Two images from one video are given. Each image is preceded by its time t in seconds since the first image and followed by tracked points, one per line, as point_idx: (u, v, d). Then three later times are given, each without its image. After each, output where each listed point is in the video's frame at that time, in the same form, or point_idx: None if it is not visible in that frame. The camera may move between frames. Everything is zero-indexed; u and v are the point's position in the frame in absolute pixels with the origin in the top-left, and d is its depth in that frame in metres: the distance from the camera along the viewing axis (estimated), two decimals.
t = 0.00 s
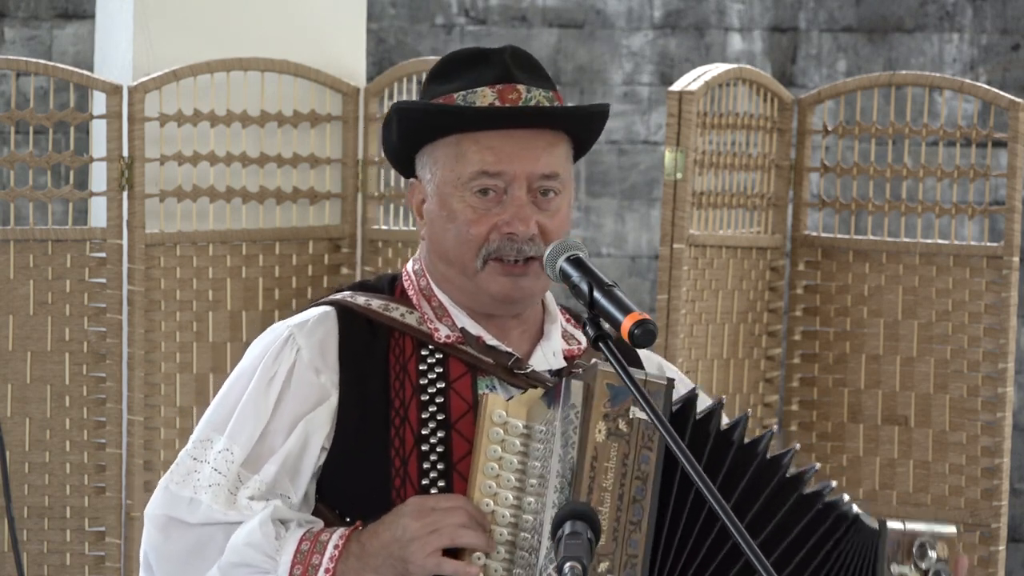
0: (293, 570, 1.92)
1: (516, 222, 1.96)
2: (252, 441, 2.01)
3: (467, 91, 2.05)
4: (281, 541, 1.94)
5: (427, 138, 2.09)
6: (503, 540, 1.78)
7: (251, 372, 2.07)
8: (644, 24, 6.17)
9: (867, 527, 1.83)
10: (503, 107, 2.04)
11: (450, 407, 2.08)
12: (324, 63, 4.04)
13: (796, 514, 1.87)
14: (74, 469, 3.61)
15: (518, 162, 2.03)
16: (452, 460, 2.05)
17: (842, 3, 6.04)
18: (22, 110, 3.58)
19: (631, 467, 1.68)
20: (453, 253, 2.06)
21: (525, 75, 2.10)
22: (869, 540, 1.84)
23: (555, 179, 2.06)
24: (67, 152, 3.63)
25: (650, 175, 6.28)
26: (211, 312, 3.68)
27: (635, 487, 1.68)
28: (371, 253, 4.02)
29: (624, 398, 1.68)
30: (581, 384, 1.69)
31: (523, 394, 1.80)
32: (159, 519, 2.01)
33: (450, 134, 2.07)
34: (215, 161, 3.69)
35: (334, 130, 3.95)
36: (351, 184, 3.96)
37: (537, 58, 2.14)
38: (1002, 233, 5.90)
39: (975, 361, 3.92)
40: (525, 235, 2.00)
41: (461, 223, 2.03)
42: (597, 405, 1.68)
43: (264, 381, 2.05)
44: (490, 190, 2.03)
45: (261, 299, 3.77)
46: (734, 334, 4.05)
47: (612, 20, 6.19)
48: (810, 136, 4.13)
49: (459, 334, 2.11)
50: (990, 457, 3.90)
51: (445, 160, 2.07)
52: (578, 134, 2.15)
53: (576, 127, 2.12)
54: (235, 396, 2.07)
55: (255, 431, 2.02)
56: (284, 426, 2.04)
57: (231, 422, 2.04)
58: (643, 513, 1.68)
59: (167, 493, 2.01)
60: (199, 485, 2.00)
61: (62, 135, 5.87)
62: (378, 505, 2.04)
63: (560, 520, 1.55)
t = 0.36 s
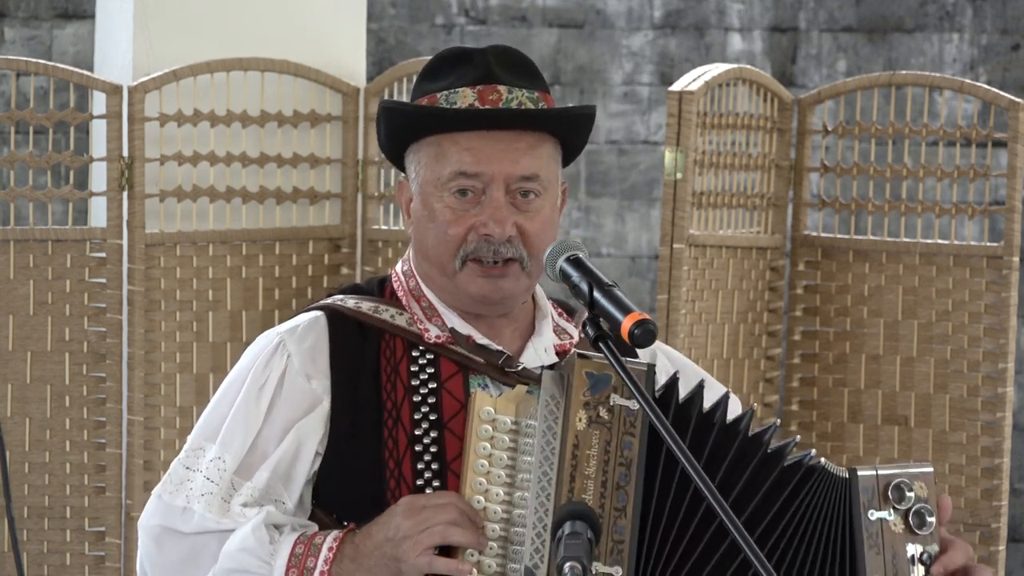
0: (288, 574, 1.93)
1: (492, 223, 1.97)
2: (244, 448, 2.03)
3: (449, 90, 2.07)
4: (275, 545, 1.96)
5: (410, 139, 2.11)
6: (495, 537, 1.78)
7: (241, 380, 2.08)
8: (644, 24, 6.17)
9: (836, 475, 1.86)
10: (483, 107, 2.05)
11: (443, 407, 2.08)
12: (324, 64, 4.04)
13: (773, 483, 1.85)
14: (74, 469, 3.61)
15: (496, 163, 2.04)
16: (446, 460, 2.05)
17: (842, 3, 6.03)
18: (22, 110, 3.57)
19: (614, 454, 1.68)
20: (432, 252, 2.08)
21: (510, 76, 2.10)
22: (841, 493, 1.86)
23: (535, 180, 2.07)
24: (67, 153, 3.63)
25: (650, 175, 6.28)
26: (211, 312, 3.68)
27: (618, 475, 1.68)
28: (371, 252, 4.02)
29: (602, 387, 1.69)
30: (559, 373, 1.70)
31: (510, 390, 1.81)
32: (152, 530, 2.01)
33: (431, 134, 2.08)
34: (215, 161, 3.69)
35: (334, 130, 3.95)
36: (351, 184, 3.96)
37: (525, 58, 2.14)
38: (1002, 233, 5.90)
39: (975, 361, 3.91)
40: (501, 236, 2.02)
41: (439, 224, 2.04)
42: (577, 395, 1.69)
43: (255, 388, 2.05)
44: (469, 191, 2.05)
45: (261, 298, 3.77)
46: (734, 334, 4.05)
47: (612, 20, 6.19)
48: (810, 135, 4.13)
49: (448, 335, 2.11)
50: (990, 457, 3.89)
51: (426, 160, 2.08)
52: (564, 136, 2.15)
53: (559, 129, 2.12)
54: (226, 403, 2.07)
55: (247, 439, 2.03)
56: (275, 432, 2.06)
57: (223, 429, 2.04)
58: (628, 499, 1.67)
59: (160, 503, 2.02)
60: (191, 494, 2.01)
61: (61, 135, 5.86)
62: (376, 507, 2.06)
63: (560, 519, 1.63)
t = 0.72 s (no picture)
0: None
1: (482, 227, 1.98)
2: (240, 453, 2.03)
3: (447, 94, 2.07)
4: (268, 549, 1.95)
5: (408, 141, 2.12)
6: (488, 542, 1.77)
7: (238, 384, 2.08)
8: (644, 24, 6.17)
9: (814, 471, 1.87)
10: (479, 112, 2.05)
11: (439, 412, 2.07)
12: (324, 63, 4.04)
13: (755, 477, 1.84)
14: (74, 469, 3.61)
15: (488, 168, 2.04)
16: (440, 465, 2.04)
17: (842, 3, 6.04)
18: (22, 110, 3.58)
19: (606, 463, 1.68)
20: (424, 256, 2.09)
21: (510, 81, 2.10)
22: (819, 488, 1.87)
23: (528, 186, 2.06)
24: (67, 152, 3.63)
25: (650, 175, 6.28)
26: (211, 312, 3.68)
27: (610, 485, 1.68)
28: (371, 252, 4.02)
29: (597, 397, 1.69)
30: (555, 383, 1.69)
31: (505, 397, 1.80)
32: (148, 533, 2.02)
33: (427, 137, 2.08)
34: (215, 161, 3.69)
35: (334, 130, 3.95)
36: (351, 184, 3.96)
37: (527, 62, 2.13)
38: (1002, 233, 5.90)
39: (975, 361, 3.91)
40: (491, 242, 2.03)
41: (431, 227, 2.05)
42: (571, 403, 1.68)
43: (252, 392, 2.06)
44: (461, 195, 2.05)
45: (261, 299, 3.77)
46: (734, 334, 4.05)
47: (612, 20, 6.19)
48: (810, 136, 4.13)
49: (445, 340, 2.11)
50: (990, 457, 3.89)
51: (421, 162, 2.09)
52: (562, 142, 2.14)
53: (557, 135, 2.11)
54: (223, 407, 2.08)
55: (243, 443, 2.04)
56: (272, 436, 2.07)
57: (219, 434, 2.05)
58: (620, 509, 1.68)
59: (156, 507, 2.02)
60: (187, 498, 2.02)
61: (61, 135, 5.87)
62: (372, 512, 2.06)
63: (559, 519, 1.63)
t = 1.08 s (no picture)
0: None
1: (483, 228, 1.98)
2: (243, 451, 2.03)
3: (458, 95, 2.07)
4: (266, 548, 1.94)
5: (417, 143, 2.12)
6: (484, 551, 1.80)
7: (241, 383, 2.08)
8: (644, 24, 6.17)
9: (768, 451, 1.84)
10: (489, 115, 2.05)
11: (442, 419, 2.08)
12: (324, 64, 4.04)
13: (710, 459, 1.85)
14: (74, 469, 3.61)
15: (494, 171, 2.04)
16: (442, 472, 2.05)
17: (841, 3, 6.04)
18: (21, 110, 3.57)
19: (600, 476, 1.73)
20: (427, 256, 2.09)
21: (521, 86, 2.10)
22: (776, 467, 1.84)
23: (533, 192, 2.06)
24: (67, 152, 3.63)
25: (649, 175, 6.28)
26: (211, 312, 3.68)
27: (603, 497, 1.72)
28: (371, 252, 4.02)
29: (592, 409, 1.74)
30: (551, 395, 1.74)
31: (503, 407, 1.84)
32: (145, 529, 2.00)
33: (436, 138, 2.09)
34: (215, 161, 3.69)
35: (334, 130, 3.95)
36: (352, 184, 3.96)
37: (538, 69, 2.13)
38: (1002, 233, 5.90)
39: (975, 361, 3.91)
40: (493, 245, 2.03)
41: (435, 227, 2.05)
42: (567, 416, 1.74)
43: (256, 390, 2.06)
44: (466, 197, 2.05)
45: (261, 299, 3.77)
46: (734, 334, 4.05)
47: (612, 20, 6.19)
48: (810, 136, 4.13)
49: (449, 346, 2.13)
50: (990, 457, 3.89)
51: (429, 162, 2.10)
52: (570, 151, 2.14)
53: (566, 143, 2.12)
54: (226, 404, 2.07)
55: (245, 441, 2.03)
56: (274, 436, 2.06)
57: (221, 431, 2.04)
58: (613, 521, 1.71)
59: (154, 503, 2.01)
60: (187, 495, 2.00)
61: (61, 135, 5.86)
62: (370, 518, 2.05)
63: (560, 519, 1.70)
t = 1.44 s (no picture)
0: (282, 564, 1.91)
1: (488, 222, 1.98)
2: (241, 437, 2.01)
3: (453, 87, 2.07)
4: (270, 535, 1.93)
5: (414, 136, 2.11)
6: (498, 543, 1.76)
7: (239, 368, 2.07)
8: (644, 24, 6.18)
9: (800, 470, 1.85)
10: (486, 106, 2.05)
11: (441, 405, 2.07)
12: (324, 64, 4.04)
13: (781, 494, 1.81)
14: (74, 469, 3.61)
15: (495, 163, 2.04)
16: (443, 459, 2.04)
17: (842, 4, 6.04)
18: (22, 110, 3.57)
19: (635, 477, 1.66)
20: (428, 250, 2.08)
21: (513, 76, 2.10)
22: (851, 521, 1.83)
23: (533, 183, 2.07)
24: (67, 152, 3.63)
25: (650, 175, 6.28)
26: (211, 312, 3.68)
27: (639, 499, 1.67)
28: (371, 252, 4.03)
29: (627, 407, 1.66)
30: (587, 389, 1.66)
31: (516, 396, 1.79)
32: (148, 515, 1.99)
33: (435, 131, 2.08)
34: (215, 161, 3.69)
35: (334, 130, 3.95)
36: (351, 184, 3.96)
37: (530, 59, 2.14)
38: (1002, 233, 5.90)
39: (975, 361, 3.92)
40: (497, 236, 2.03)
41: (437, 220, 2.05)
42: (602, 413, 1.66)
43: (253, 376, 2.04)
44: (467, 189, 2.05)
45: (261, 298, 3.77)
46: (734, 334, 4.05)
47: (612, 20, 6.19)
48: (810, 136, 4.13)
49: (448, 333, 2.12)
50: (990, 457, 3.90)
51: (428, 155, 2.08)
52: (564, 140, 2.15)
53: (560, 132, 2.12)
54: (224, 390, 2.06)
55: (244, 427, 2.02)
56: (272, 422, 2.04)
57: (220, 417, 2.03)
58: (647, 524, 1.67)
59: (156, 488, 2.00)
60: (187, 480, 1.99)
61: (62, 135, 5.87)
62: (372, 505, 2.04)
63: (559, 519, 1.52)
